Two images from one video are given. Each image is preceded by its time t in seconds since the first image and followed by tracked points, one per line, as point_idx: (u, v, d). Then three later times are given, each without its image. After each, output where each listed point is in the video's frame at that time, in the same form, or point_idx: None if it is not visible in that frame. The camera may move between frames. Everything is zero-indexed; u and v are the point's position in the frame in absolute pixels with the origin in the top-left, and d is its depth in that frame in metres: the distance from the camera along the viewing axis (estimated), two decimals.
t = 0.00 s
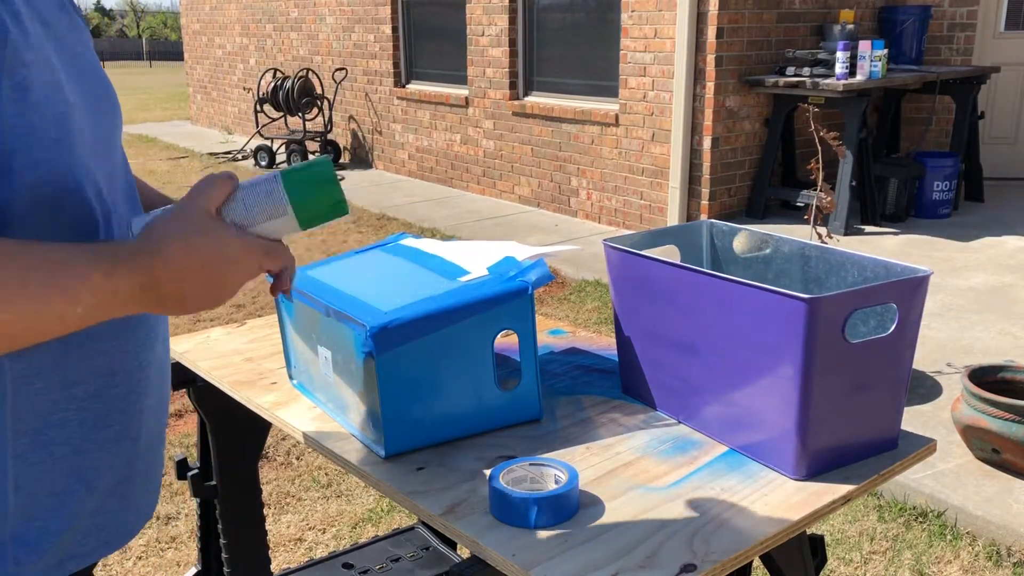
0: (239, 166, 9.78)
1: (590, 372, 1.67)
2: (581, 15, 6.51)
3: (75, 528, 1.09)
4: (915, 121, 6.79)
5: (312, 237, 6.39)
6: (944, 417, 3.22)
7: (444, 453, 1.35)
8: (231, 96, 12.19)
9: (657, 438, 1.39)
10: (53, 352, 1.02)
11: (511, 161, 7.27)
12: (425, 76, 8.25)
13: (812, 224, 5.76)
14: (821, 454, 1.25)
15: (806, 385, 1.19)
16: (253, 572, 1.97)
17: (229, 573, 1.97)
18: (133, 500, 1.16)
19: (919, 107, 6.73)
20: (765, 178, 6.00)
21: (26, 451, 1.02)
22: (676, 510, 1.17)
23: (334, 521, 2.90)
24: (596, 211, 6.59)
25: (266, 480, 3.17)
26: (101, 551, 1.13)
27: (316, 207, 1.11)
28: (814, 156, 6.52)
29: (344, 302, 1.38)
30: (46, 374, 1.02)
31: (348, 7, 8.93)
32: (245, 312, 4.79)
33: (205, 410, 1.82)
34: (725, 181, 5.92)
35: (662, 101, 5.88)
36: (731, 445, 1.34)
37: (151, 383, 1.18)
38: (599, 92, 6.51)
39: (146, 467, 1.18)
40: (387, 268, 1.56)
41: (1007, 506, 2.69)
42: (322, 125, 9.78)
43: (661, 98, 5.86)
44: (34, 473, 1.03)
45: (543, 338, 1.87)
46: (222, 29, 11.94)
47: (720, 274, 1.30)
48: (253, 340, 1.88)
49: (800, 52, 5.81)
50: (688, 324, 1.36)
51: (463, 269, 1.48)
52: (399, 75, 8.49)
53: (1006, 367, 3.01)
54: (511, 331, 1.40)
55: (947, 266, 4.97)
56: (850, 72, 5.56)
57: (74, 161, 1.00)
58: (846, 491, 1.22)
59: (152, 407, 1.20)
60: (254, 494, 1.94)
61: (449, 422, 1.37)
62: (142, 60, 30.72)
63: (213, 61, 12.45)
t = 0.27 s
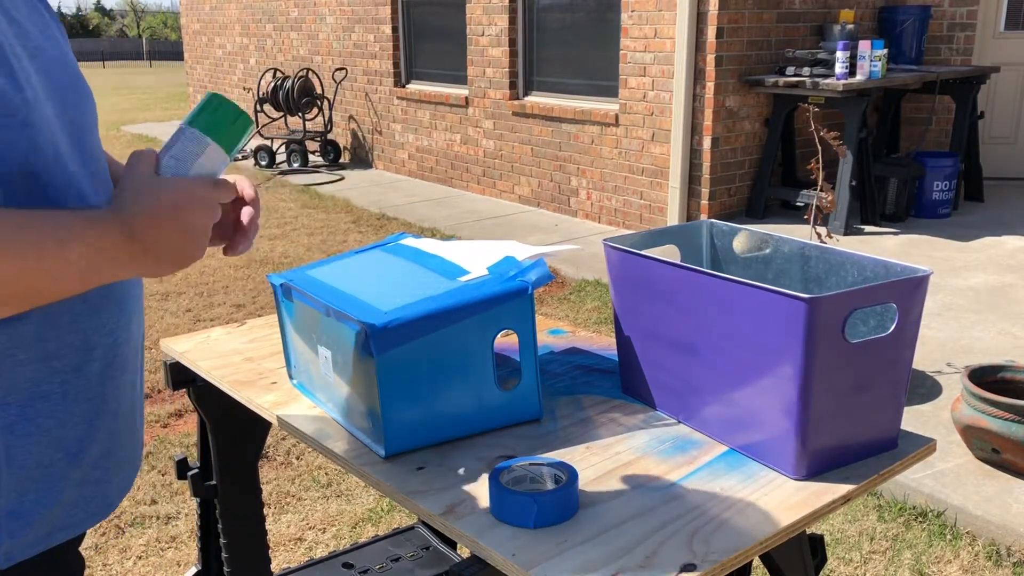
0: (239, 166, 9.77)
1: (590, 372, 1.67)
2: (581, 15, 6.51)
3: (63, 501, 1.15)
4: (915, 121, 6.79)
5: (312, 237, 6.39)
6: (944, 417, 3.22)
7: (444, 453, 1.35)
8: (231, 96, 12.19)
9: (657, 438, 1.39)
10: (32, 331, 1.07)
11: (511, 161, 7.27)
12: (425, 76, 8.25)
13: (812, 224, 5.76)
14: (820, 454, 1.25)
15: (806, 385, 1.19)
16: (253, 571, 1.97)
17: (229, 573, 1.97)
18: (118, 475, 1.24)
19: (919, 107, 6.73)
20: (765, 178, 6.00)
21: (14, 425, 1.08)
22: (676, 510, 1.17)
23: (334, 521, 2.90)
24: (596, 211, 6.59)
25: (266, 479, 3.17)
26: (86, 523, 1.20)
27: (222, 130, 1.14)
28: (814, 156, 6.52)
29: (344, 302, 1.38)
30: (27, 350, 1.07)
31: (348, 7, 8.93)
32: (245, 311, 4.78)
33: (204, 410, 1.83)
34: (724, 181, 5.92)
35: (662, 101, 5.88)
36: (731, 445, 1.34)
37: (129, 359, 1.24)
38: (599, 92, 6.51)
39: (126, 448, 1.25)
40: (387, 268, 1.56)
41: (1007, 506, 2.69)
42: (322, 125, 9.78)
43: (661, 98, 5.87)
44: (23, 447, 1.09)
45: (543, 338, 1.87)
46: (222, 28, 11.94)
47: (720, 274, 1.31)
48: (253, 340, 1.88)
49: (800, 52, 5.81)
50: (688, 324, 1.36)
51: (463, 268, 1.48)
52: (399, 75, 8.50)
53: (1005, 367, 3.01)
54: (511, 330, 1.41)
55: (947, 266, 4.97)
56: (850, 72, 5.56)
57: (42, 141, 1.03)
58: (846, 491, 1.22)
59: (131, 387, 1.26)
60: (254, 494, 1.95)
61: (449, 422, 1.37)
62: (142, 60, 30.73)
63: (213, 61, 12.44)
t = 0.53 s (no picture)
0: (239, 166, 9.77)
1: (591, 372, 1.67)
2: (581, 15, 6.51)
3: (58, 461, 1.22)
4: (915, 120, 6.79)
5: (312, 237, 6.39)
6: (944, 417, 3.22)
7: (444, 452, 1.35)
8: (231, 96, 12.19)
9: (657, 438, 1.39)
10: (23, 297, 1.14)
11: (511, 160, 7.26)
12: (425, 76, 8.25)
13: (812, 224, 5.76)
14: (821, 454, 1.25)
15: (806, 385, 1.19)
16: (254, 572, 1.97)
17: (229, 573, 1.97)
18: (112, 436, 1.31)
19: (919, 107, 6.73)
20: (765, 178, 6.00)
21: (13, 388, 1.15)
22: (676, 510, 1.17)
23: (334, 521, 2.90)
24: (596, 211, 6.59)
25: (266, 479, 3.17)
26: (80, 482, 1.26)
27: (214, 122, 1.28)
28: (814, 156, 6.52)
29: (343, 301, 1.38)
30: (20, 315, 1.14)
31: (348, 7, 8.92)
32: (245, 312, 4.78)
33: (204, 409, 1.83)
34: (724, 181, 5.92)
35: (662, 101, 5.88)
36: (731, 445, 1.34)
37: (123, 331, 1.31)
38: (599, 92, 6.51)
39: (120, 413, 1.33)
40: (387, 268, 1.56)
41: (1007, 506, 2.68)
42: (322, 125, 9.77)
43: (660, 98, 5.87)
44: (19, 409, 1.16)
45: (543, 338, 1.87)
46: (222, 28, 11.93)
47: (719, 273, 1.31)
48: (253, 340, 1.88)
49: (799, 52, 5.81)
50: (688, 324, 1.36)
51: (463, 268, 1.48)
52: (399, 75, 8.49)
53: (1005, 367, 3.01)
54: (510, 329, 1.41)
55: (947, 266, 4.97)
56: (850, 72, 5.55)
57: (20, 113, 1.12)
58: (846, 491, 1.22)
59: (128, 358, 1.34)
60: (255, 494, 1.95)
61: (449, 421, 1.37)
62: (142, 60, 30.72)
63: (213, 61, 12.44)
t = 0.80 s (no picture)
0: (239, 166, 9.77)
1: (591, 372, 1.67)
2: (581, 15, 6.51)
3: (58, 444, 1.22)
4: (915, 120, 6.79)
5: (312, 237, 6.39)
6: (944, 417, 3.22)
7: (444, 452, 1.35)
8: (231, 96, 12.19)
9: (657, 438, 1.39)
10: (22, 279, 1.15)
11: (511, 160, 7.27)
12: (425, 76, 8.25)
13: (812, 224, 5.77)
14: (821, 454, 1.25)
15: (806, 386, 1.19)
16: (253, 572, 1.98)
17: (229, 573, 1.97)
18: (118, 423, 1.33)
19: (919, 107, 6.73)
20: (765, 178, 6.00)
21: (14, 370, 1.15)
22: (677, 510, 1.17)
23: (334, 521, 2.90)
24: (596, 211, 6.59)
25: (266, 479, 3.17)
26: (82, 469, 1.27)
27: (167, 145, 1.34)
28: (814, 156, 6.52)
29: (344, 301, 1.38)
30: (19, 298, 1.15)
31: (348, 7, 8.93)
32: (246, 311, 4.79)
33: (204, 410, 1.83)
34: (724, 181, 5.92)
35: (662, 101, 5.88)
36: (731, 445, 1.34)
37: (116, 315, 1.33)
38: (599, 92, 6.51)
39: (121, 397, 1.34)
40: (387, 268, 1.56)
41: (1007, 506, 2.68)
42: (323, 125, 9.78)
43: (661, 98, 5.87)
44: (22, 391, 1.16)
45: (543, 338, 1.87)
46: (222, 29, 11.94)
47: (719, 273, 1.31)
48: (253, 340, 1.88)
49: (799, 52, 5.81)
50: (688, 324, 1.36)
51: (463, 268, 1.49)
52: (399, 75, 8.50)
53: (1005, 367, 3.01)
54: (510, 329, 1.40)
55: (947, 266, 4.97)
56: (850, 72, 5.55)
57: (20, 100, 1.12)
58: (846, 492, 1.22)
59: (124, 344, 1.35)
60: (255, 494, 1.95)
61: (448, 421, 1.37)
62: (142, 60, 30.74)
63: (213, 61, 12.45)
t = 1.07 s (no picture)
0: (239, 166, 9.77)
1: (591, 372, 1.68)
2: (581, 15, 6.51)
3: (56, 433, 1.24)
4: (915, 120, 6.79)
5: (312, 237, 6.39)
6: (944, 417, 3.23)
7: (444, 452, 1.36)
8: (231, 96, 12.19)
9: (657, 438, 1.39)
10: (22, 273, 1.17)
11: (511, 160, 7.27)
12: (425, 76, 8.26)
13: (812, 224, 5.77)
14: (821, 454, 1.25)
15: (806, 386, 1.19)
16: (253, 572, 1.98)
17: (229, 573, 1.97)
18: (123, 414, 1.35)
19: (919, 107, 6.73)
20: (765, 178, 6.00)
21: (13, 362, 1.17)
22: (677, 510, 1.17)
23: (334, 521, 2.90)
24: (596, 211, 6.59)
25: (266, 479, 3.17)
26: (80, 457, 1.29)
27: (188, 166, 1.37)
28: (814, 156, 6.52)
29: (344, 302, 1.38)
30: (19, 293, 1.16)
31: (348, 7, 8.93)
32: (246, 311, 4.79)
33: (204, 410, 1.83)
34: (724, 181, 5.92)
35: (662, 101, 5.89)
36: (731, 445, 1.34)
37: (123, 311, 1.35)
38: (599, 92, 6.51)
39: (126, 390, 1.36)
40: (387, 268, 1.56)
41: (1007, 506, 2.69)
42: (323, 125, 9.78)
43: (661, 98, 5.87)
44: (20, 383, 1.18)
45: (543, 338, 1.87)
46: (222, 29, 11.94)
47: (719, 274, 1.31)
48: (253, 340, 1.88)
49: (800, 52, 5.81)
50: (689, 325, 1.36)
51: (463, 268, 1.49)
52: (399, 75, 8.50)
53: (1005, 367, 3.02)
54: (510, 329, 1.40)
55: (947, 266, 4.97)
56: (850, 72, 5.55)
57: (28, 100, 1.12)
58: (846, 492, 1.23)
59: (129, 338, 1.37)
60: (255, 495, 1.95)
61: (448, 422, 1.37)
62: (142, 60, 30.75)
63: (213, 61, 12.45)
